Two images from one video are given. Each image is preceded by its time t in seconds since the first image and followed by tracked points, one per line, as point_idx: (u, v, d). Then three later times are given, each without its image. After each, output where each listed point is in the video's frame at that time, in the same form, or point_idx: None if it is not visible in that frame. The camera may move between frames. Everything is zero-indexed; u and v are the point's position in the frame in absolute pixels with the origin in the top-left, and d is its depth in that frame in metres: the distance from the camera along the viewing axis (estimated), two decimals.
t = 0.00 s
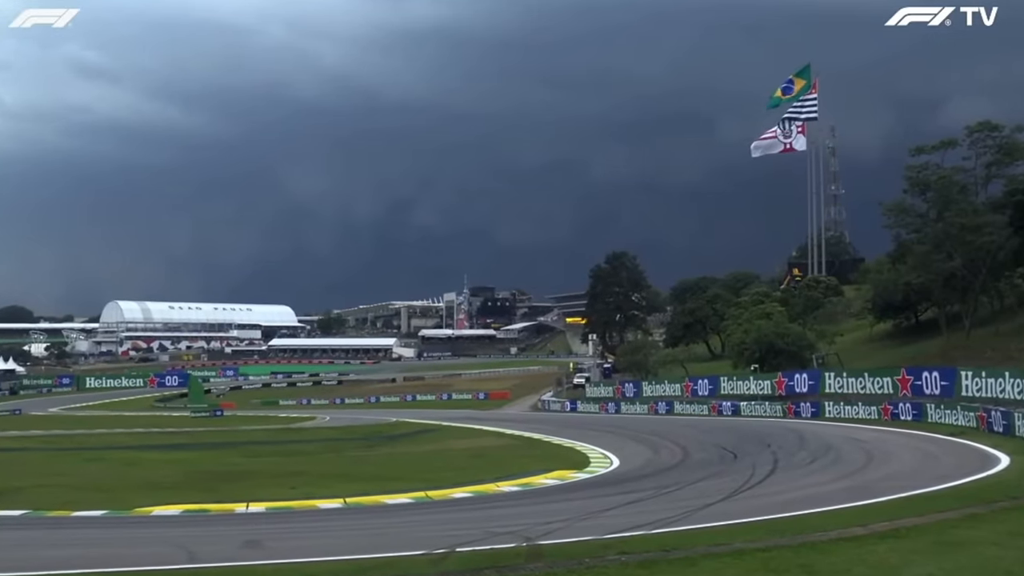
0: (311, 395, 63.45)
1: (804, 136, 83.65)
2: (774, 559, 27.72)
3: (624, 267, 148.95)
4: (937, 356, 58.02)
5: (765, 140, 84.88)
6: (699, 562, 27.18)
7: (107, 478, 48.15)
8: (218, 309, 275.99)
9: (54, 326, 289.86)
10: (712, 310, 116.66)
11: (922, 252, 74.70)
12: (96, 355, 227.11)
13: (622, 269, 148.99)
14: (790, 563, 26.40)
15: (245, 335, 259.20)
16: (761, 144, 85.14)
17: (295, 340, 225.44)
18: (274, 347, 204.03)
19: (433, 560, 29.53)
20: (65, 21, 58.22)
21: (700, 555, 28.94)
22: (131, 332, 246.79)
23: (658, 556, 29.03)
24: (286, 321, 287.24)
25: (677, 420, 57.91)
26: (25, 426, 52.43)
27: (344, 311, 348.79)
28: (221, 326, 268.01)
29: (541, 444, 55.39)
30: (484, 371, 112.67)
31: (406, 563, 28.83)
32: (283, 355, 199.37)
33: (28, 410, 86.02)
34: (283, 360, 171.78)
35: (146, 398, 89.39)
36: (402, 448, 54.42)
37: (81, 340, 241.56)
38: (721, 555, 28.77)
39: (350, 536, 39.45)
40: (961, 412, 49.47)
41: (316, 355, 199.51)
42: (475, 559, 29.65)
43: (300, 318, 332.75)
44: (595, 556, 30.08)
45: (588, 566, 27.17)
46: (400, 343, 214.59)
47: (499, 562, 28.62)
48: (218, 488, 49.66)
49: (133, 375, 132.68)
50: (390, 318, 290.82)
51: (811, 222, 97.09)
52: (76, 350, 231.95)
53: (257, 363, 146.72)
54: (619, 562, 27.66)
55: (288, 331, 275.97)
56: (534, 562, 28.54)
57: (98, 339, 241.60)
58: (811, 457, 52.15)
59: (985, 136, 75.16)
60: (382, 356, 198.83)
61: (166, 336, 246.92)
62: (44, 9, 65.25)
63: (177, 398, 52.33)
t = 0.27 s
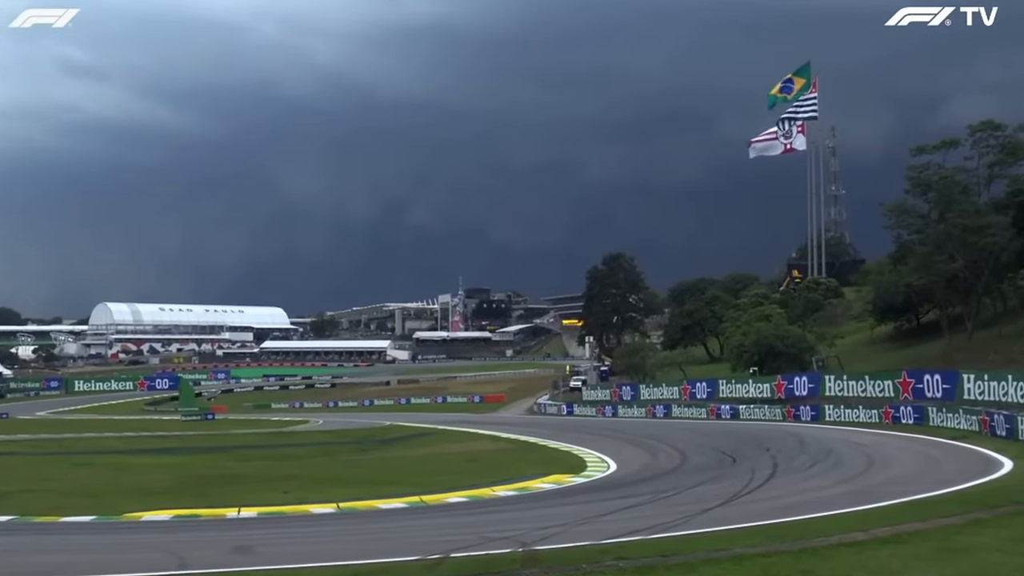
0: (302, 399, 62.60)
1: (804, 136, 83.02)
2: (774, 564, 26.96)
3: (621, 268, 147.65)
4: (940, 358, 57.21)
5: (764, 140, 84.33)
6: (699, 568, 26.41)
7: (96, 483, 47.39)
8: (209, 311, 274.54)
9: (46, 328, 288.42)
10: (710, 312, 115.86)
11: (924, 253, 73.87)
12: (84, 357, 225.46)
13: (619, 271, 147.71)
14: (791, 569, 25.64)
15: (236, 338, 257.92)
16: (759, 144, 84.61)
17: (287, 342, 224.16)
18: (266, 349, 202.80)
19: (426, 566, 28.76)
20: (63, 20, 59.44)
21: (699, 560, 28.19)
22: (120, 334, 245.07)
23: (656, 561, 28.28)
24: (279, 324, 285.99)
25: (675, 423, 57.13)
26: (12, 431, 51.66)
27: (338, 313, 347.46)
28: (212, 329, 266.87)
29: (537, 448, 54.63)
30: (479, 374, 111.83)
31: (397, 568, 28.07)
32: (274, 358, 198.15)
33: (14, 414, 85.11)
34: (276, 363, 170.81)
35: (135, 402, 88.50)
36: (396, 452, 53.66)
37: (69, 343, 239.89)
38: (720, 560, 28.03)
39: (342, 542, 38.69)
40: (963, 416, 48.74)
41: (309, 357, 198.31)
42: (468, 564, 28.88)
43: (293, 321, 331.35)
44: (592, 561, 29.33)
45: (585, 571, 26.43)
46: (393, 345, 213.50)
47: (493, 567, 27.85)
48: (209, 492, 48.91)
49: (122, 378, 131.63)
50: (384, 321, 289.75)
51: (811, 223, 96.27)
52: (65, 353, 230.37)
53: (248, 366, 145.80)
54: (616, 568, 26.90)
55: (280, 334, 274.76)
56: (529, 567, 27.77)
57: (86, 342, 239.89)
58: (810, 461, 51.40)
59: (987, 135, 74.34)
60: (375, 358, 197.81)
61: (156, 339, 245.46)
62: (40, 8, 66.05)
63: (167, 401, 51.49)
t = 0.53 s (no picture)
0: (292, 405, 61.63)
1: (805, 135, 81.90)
2: (776, 573, 26.01)
3: (618, 270, 147.08)
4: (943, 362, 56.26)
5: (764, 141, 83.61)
6: None
7: (81, 490, 46.47)
8: (199, 315, 272.99)
9: (35, 332, 286.77)
10: (708, 315, 114.95)
11: (926, 255, 72.82)
12: (70, 361, 223.61)
13: (616, 273, 147.10)
14: None
15: (226, 341, 256.45)
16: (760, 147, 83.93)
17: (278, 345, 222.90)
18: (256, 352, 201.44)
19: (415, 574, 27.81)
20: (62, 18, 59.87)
21: (698, 568, 27.25)
22: (107, 337, 243.55)
23: (653, 569, 27.34)
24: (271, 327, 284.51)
25: (673, 428, 56.18)
26: None
27: (331, 316, 346.43)
28: (201, 331, 265.70)
29: (532, 453, 53.69)
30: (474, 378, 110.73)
31: None
32: (266, 361, 196.65)
33: None
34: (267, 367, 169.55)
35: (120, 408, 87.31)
36: (388, 457, 52.71)
37: (56, 346, 238.06)
38: (719, 568, 27.11)
39: (332, 548, 37.75)
40: (966, 420, 47.80)
41: (300, 360, 197.00)
42: (460, 572, 27.94)
43: (286, 324, 330.34)
44: (587, 569, 28.38)
45: None
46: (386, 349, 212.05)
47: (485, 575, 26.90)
48: (197, 499, 47.99)
49: (108, 382, 129.96)
50: (377, 323, 288.07)
51: (811, 224, 95.26)
52: (51, 356, 228.52)
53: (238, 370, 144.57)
54: None
55: (270, 336, 273.30)
56: None
57: (72, 345, 238.05)
58: (810, 466, 50.45)
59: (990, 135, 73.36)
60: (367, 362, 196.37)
61: (144, 342, 243.84)
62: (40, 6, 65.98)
63: (155, 406, 50.34)
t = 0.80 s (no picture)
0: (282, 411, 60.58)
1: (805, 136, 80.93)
2: None
3: (614, 273, 146.20)
4: (947, 366, 55.30)
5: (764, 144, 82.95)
6: None
7: (66, 496, 45.49)
8: (187, 318, 271.24)
9: (19, 335, 284.57)
10: (705, 318, 113.97)
11: (927, 258, 71.90)
12: (55, 365, 221.44)
13: (612, 276, 146.21)
14: None
15: (214, 344, 254.62)
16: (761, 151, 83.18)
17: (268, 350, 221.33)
18: (245, 357, 199.87)
19: None
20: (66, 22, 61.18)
21: None
22: (93, 342, 241.77)
23: None
24: (261, 329, 282.79)
25: (671, 434, 55.22)
26: None
27: (323, 320, 344.91)
28: (189, 335, 264.40)
29: (527, 458, 52.72)
30: (468, 382, 109.60)
31: None
32: (256, 366, 194.93)
33: None
34: (258, 371, 168.13)
35: (104, 414, 85.97)
36: (380, 463, 51.73)
37: (40, 350, 235.80)
38: None
39: (320, 557, 36.77)
40: (969, 426, 46.86)
41: (291, 365, 195.53)
42: None
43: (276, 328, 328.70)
44: None
45: None
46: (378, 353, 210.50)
47: None
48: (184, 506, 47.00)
49: (95, 387, 128.62)
50: (369, 327, 286.38)
51: (811, 226, 94.27)
52: (35, 360, 226.21)
53: (226, 375, 143.26)
54: None
55: (261, 340, 271.81)
56: None
57: (57, 349, 235.85)
58: (810, 473, 49.48)
59: (993, 136, 72.45)
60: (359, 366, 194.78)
61: (131, 345, 241.85)
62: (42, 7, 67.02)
63: (142, 411, 49.55)
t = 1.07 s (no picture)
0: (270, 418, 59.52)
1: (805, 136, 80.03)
2: None
3: (610, 276, 145.28)
4: (950, 371, 54.24)
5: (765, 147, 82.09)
6: None
7: (49, 504, 44.40)
8: (174, 322, 269.30)
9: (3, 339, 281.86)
10: (703, 322, 112.99)
11: (929, 260, 70.91)
12: (40, 369, 219.04)
13: (608, 278, 145.27)
14: None
15: (202, 348, 252.34)
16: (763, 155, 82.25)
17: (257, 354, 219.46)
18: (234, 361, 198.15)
19: None
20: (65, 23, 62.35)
21: None
22: (76, 346, 240.09)
23: None
24: (251, 334, 281.05)
25: (668, 440, 54.18)
26: None
27: (314, 324, 343.15)
28: (177, 339, 263.59)
29: (521, 465, 51.71)
30: (461, 386, 108.40)
31: None
32: (245, 370, 193.26)
33: None
34: (249, 376, 166.60)
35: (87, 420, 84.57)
36: (371, 470, 50.70)
37: (23, 355, 233.30)
38: None
39: (306, 566, 35.72)
40: (972, 432, 45.91)
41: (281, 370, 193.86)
42: None
43: (266, 332, 326.76)
44: None
45: None
46: (371, 357, 208.98)
47: None
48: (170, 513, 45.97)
49: (80, 393, 127.13)
50: (360, 331, 284.47)
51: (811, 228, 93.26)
52: (18, 365, 223.61)
53: (215, 380, 141.74)
54: None
55: (249, 344, 269.75)
56: None
57: (40, 353, 233.30)
58: (810, 479, 48.48)
59: (996, 136, 71.34)
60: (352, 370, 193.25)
61: (115, 350, 239.29)
62: (41, 8, 67.42)
63: (127, 417, 48.65)
